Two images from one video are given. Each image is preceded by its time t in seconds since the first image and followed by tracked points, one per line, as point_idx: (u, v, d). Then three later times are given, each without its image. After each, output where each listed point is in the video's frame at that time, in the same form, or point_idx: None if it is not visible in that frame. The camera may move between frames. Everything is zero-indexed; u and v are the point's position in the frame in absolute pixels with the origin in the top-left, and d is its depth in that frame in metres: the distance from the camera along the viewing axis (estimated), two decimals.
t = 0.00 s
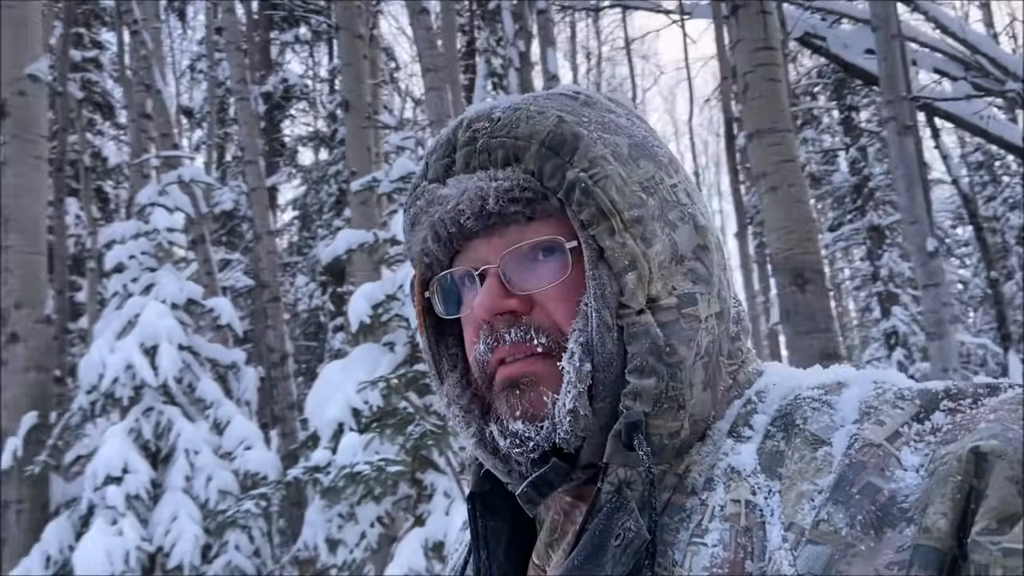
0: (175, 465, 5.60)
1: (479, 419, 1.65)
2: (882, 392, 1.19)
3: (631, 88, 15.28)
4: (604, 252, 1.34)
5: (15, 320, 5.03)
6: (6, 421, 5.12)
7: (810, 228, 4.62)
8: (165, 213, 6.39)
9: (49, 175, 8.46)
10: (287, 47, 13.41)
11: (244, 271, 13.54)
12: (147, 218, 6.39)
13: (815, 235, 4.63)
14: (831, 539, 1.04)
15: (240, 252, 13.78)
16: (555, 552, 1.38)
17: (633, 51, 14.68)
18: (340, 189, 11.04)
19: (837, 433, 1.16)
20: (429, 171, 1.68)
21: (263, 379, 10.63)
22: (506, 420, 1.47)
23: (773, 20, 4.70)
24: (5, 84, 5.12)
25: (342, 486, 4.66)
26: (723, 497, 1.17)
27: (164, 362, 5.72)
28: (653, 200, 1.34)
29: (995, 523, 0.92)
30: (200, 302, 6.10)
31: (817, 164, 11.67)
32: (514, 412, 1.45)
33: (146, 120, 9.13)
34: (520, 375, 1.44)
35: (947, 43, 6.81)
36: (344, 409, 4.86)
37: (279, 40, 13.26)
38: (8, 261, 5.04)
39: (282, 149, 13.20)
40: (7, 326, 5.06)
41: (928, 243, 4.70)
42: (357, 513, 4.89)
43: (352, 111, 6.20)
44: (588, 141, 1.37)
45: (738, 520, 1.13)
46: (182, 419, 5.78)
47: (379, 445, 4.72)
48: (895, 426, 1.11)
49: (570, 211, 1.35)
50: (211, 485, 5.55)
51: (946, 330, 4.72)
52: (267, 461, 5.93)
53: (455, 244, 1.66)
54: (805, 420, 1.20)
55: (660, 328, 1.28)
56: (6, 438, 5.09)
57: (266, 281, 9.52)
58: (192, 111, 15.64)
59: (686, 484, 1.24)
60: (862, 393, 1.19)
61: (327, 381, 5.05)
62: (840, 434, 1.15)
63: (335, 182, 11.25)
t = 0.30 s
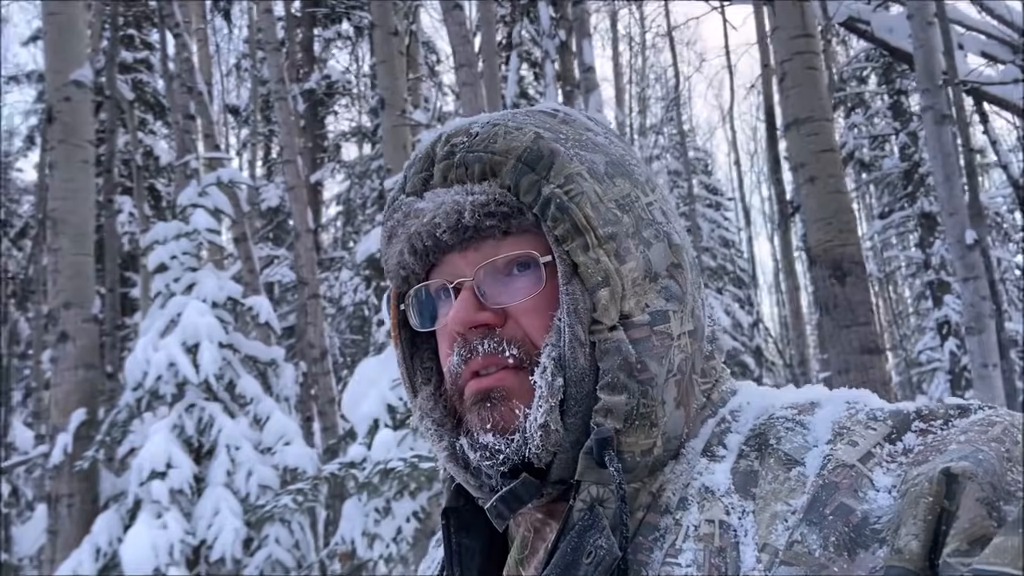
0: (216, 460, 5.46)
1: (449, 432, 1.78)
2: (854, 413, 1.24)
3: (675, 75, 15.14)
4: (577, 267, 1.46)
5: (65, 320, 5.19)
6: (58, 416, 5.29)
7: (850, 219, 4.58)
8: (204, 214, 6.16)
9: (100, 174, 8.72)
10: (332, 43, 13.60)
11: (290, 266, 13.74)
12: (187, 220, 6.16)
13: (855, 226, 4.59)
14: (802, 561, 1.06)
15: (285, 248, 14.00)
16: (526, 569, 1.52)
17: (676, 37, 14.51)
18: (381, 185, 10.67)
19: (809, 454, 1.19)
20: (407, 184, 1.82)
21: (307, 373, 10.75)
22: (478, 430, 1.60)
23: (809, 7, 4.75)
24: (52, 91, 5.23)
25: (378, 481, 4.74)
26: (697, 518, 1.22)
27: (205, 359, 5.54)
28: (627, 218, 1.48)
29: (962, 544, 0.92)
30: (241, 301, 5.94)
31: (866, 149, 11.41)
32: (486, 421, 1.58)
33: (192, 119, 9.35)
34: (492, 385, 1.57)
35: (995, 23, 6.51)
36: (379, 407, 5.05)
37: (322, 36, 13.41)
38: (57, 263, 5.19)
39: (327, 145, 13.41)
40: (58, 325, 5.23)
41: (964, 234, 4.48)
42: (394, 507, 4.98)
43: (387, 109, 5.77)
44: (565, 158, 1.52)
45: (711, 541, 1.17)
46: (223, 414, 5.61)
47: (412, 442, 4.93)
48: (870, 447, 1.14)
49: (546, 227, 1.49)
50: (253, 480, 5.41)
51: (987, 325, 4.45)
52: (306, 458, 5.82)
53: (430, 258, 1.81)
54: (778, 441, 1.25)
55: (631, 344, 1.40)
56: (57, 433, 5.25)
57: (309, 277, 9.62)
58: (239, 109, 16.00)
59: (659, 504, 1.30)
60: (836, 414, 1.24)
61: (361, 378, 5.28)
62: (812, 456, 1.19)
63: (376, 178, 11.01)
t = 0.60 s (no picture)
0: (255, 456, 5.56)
1: (456, 438, 1.86)
2: (859, 422, 1.27)
3: (714, 64, 14.98)
4: (580, 274, 1.51)
5: (110, 319, 5.27)
6: (105, 412, 5.38)
7: (889, 210, 4.49)
8: (243, 213, 6.23)
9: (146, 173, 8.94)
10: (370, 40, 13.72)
11: (329, 263, 13.90)
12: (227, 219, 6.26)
13: (894, 217, 4.50)
14: (805, 570, 1.05)
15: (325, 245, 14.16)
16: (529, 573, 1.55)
17: (714, 25, 14.35)
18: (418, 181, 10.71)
19: (814, 462, 1.22)
20: (413, 188, 1.91)
21: (347, 368, 10.84)
22: (481, 434, 1.67)
23: None
24: (95, 94, 5.36)
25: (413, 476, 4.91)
26: (699, 525, 1.24)
27: (245, 357, 5.63)
28: (631, 225, 1.52)
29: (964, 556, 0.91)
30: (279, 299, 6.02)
31: (911, 135, 11.16)
32: (490, 427, 1.66)
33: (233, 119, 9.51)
34: (496, 391, 1.65)
35: None
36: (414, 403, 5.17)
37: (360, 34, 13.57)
38: (102, 263, 5.30)
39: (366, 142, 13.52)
40: (104, 323, 5.31)
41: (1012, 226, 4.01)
42: (428, 501, 5.02)
43: (421, 105, 5.73)
44: (570, 165, 1.58)
45: (714, 548, 1.19)
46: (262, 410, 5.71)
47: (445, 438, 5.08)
48: (873, 456, 1.17)
49: (551, 233, 1.54)
50: (291, 474, 5.49)
51: None
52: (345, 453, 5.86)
53: (434, 261, 1.90)
54: (782, 448, 1.27)
55: (634, 350, 1.45)
56: (104, 428, 5.36)
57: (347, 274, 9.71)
58: (280, 108, 16.23)
59: (662, 511, 1.33)
60: (841, 423, 1.27)
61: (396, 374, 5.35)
62: (817, 464, 1.21)
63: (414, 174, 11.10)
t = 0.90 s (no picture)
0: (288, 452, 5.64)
1: (476, 437, 1.87)
2: (883, 417, 1.26)
3: (744, 55, 14.84)
4: (598, 271, 1.51)
5: (146, 318, 5.31)
6: (140, 410, 5.38)
7: (922, 200, 4.40)
8: (274, 213, 6.24)
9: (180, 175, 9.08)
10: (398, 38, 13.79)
11: (360, 260, 14.02)
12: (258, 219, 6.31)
13: (927, 208, 4.41)
14: (828, 563, 1.04)
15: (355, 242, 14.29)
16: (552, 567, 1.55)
17: (744, 16, 14.21)
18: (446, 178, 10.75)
19: (837, 458, 1.20)
20: (429, 185, 1.93)
21: (377, 365, 10.93)
22: (502, 433, 1.68)
23: None
24: (128, 98, 5.44)
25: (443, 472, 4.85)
26: (721, 520, 1.23)
27: (276, 354, 5.72)
28: (649, 220, 1.52)
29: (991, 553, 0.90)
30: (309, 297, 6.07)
31: (948, 124, 10.96)
32: (511, 427, 1.66)
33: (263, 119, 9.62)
34: (516, 389, 1.65)
35: None
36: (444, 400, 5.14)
37: (389, 33, 13.66)
38: (137, 264, 5.35)
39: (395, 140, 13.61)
40: (139, 323, 5.34)
41: None
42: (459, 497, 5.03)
43: (448, 104, 5.73)
44: (585, 160, 1.57)
45: (735, 542, 1.18)
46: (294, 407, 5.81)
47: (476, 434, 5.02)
48: (896, 453, 1.15)
49: (568, 229, 1.54)
50: (323, 470, 5.55)
51: None
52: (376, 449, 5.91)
53: (450, 259, 1.92)
54: (805, 444, 1.26)
55: (654, 346, 1.44)
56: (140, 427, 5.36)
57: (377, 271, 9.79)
58: (310, 108, 16.39)
59: (683, 505, 1.34)
60: (865, 417, 1.26)
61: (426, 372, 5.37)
62: (840, 460, 1.20)
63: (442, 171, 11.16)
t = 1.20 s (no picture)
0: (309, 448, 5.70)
1: (495, 415, 1.89)
2: (903, 396, 1.25)
3: (764, 49, 14.75)
4: (618, 250, 1.51)
5: (169, 316, 5.36)
6: (165, 408, 5.44)
7: (943, 191, 4.36)
8: (294, 211, 6.31)
9: (202, 176, 9.18)
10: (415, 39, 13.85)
11: (380, 259, 14.10)
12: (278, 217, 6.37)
13: (948, 198, 4.37)
14: (844, 538, 1.05)
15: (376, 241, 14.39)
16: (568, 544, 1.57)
17: (763, 10, 14.13)
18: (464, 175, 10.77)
19: (855, 436, 1.20)
20: (448, 163, 1.94)
21: (399, 362, 11.01)
22: (522, 414, 1.69)
23: None
24: (150, 100, 5.51)
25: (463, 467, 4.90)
26: (737, 496, 1.24)
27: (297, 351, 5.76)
28: (668, 199, 1.52)
29: (1010, 528, 0.88)
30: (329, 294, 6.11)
31: (971, 116, 10.84)
32: (530, 407, 1.67)
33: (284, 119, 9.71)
34: (536, 369, 1.67)
35: None
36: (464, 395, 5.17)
37: (407, 33, 13.74)
38: (160, 263, 5.41)
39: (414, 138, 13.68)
40: (163, 321, 5.40)
41: None
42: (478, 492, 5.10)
43: (466, 103, 5.75)
44: (605, 139, 1.58)
45: (751, 519, 1.18)
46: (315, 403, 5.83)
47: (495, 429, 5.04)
48: (916, 430, 1.14)
49: (587, 209, 1.55)
50: (345, 466, 5.60)
51: None
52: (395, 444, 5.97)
53: (471, 237, 1.94)
54: (822, 421, 1.27)
55: (673, 326, 1.44)
56: (164, 423, 5.41)
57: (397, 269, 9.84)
58: (330, 108, 16.54)
59: (700, 482, 1.34)
60: (884, 397, 1.25)
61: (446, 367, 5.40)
62: (857, 437, 1.20)
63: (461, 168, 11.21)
